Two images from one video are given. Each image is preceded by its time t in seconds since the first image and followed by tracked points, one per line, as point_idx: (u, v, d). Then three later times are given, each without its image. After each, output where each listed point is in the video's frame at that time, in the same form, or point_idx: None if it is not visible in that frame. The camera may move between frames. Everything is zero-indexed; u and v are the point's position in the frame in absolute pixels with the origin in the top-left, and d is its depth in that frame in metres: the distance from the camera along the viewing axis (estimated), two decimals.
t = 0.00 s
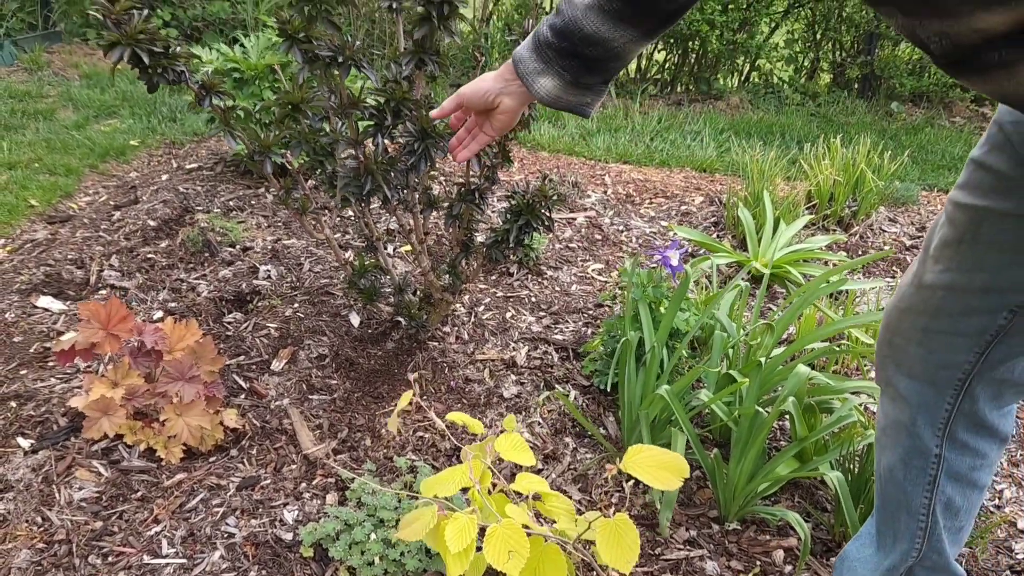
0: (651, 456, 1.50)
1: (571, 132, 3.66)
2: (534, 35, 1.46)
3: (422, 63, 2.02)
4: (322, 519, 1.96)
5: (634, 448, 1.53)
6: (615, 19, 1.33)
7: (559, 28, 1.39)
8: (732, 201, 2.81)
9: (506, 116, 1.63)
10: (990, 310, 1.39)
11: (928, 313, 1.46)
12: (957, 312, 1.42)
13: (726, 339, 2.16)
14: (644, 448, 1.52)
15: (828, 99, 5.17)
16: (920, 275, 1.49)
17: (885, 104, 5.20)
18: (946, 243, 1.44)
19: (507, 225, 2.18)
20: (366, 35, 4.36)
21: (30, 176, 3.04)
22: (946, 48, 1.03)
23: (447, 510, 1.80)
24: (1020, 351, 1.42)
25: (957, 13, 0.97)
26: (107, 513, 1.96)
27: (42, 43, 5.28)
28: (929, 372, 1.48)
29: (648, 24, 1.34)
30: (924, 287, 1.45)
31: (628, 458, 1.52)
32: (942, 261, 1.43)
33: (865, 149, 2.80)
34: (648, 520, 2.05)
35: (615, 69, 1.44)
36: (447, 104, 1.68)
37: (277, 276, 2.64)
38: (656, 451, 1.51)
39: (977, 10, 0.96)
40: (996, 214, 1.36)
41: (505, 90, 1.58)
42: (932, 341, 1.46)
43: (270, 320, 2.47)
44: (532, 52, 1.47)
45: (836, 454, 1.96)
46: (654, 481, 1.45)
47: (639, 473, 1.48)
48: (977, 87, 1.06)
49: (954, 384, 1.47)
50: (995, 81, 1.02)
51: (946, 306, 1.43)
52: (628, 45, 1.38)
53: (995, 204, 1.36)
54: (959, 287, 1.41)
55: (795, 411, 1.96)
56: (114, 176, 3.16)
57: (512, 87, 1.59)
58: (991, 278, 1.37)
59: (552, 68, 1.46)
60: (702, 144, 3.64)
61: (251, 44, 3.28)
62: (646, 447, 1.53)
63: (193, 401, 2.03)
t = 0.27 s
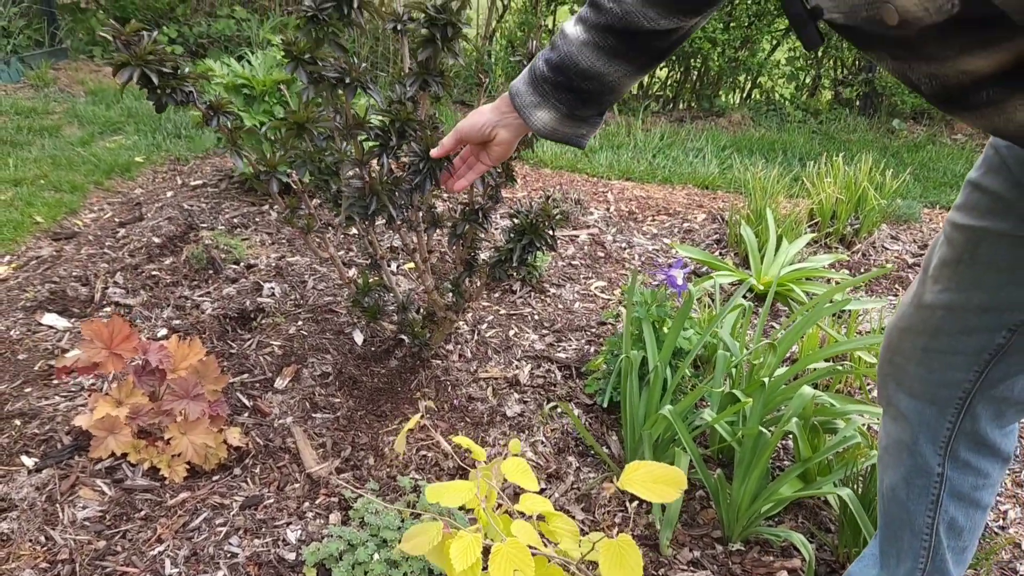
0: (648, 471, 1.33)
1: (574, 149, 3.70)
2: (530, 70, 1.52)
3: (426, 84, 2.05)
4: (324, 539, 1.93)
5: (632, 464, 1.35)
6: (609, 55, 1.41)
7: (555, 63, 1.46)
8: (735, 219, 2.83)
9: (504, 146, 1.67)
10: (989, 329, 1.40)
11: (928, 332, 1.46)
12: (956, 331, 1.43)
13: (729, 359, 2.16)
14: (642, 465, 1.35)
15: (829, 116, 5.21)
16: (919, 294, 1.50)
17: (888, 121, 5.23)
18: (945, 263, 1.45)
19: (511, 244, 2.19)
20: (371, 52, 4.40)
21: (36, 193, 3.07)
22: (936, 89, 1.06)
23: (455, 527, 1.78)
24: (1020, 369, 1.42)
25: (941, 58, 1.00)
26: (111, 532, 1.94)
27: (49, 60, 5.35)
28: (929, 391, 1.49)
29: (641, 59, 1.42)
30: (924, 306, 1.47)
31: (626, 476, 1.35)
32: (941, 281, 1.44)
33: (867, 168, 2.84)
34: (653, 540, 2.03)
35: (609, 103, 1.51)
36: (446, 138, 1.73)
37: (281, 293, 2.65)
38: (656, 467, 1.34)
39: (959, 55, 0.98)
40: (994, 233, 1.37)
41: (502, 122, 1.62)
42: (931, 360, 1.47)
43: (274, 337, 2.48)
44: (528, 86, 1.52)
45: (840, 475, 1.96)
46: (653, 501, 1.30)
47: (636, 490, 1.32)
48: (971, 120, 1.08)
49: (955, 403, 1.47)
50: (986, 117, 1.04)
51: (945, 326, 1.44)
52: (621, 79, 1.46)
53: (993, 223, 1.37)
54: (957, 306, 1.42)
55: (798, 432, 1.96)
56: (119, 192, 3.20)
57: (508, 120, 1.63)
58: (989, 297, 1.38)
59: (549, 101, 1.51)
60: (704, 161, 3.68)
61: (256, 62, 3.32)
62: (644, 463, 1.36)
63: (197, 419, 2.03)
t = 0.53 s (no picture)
0: (653, 497, 1.29)
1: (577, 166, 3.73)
2: (538, 101, 1.63)
3: (432, 104, 2.05)
4: (326, 559, 1.92)
5: (637, 488, 1.33)
6: (616, 85, 1.51)
7: (562, 94, 1.57)
8: (737, 236, 2.84)
9: (510, 173, 1.82)
10: (990, 349, 1.40)
11: (930, 352, 1.47)
12: (959, 352, 1.43)
13: (732, 378, 2.16)
14: (648, 490, 1.32)
15: (832, 133, 5.25)
16: (922, 315, 1.51)
17: (889, 137, 5.26)
18: (948, 283, 1.46)
19: (514, 263, 2.19)
20: (376, 70, 4.45)
21: (41, 210, 3.12)
22: (939, 120, 1.08)
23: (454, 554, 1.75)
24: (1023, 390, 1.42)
25: (941, 92, 1.01)
26: (114, 551, 1.93)
27: (57, 77, 5.43)
28: (933, 412, 1.49)
29: (647, 88, 1.52)
30: (927, 327, 1.47)
31: (631, 499, 1.32)
32: (944, 302, 1.45)
33: (869, 186, 2.87)
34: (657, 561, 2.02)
35: (615, 132, 1.62)
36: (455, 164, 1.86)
37: (284, 310, 2.66)
38: (662, 493, 1.31)
39: (959, 89, 0.99)
40: (996, 254, 1.38)
41: (508, 151, 1.76)
42: (934, 380, 1.47)
43: (277, 355, 2.48)
44: (536, 116, 1.64)
45: (844, 495, 1.95)
46: (657, 527, 1.27)
47: (640, 513, 1.29)
48: (972, 148, 1.09)
49: (958, 424, 1.47)
50: (989, 146, 1.06)
51: (948, 346, 1.44)
52: (628, 108, 1.55)
53: (996, 245, 1.38)
54: (959, 326, 1.42)
55: (801, 451, 1.96)
56: (124, 209, 3.25)
57: (513, 149, 1.77)
58: (991, 318, 1.38)
59: (556, 131, 1.62)
60: (706, 177, 3.73)
61: (261, 80, 3.36)
62: (650, 488, 1.33)
63: (204, 436, 2.04)
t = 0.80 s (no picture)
0: (659, 521, 1.20)
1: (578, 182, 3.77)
2: (550, 129, 1.74)
3: (438, 125, 2.07)
4: None
5: (645, 508, 1.23)
6: (628, 113, 1.63)
7: (575, 122, 1.68)
8: (739, 253, 2.86)
9: (520, 197, 1.92)
10: (996, 371, 1.41)
11: (936, 373, 1.48)
12: (965, 373, 1.44)
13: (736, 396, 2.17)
14: (657, 511, 1.23)
15: (833, 148, 5.28)
16: (929, 336, 1.52)
17: (890, 153, 5.28)
18: (954, 305, 1.47)
19: (517, 281, 2.21)
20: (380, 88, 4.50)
21: (46, 224, 3.20)
22: (948, 150, 1.09)
23: None
24: None
25: (951, 125, 1.03)
26: (117, 569, 1.91)
27: (60, 92, 5.47)
28: (939, 432, 1.50)
29: (656, 117, 1.64)
30: (933, 348, 1.49)
31: (639, 521, 1.23)
32: (951, 323, 1.46)
33: (869, 202, 2.89)
34: None
35: (625, 158, 1.73)
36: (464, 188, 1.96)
37: (287, 327, 2.67)
38: (670, 516, 1.21)
39: (971, 121, 1.01)
40: (1000, 277, 1.39)
41: (518, 177, 1.87)
42: (941, 401, 1.48)
43: (280, 372, 2.48)
44: (547, 143, 1.74)
45: (847, 515, 1.96)
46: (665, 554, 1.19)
47: (648, 537, 1.21)
48: (980, 178, 1.11)
49: (965, 444, 1.48)
50: (995, 174, 1.07)
51: (954, 366, 1.45)
52: (638, 135, 1.67)
53: (1001, 268, 1.39)
54: (964, 347, 1.43)
55: (805, 471, 1.96)
56: (127, 224, 3.31)
57: (523, 174, 1.88)
58: (997, 340, 1.40)
59: (568, 157, 1.72)
60: (707, 193, 3.77)
61: (265, 96, 3.40)
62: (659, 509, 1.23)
63: (211, 452, 2.04)
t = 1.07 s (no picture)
0: (661, 539, 1.29)
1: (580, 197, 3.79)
2: (555, 146, 1.73)
3: (438, 141, 2.08)
4: None
5: (646, 528, 1.31)
6: (634, 130, 1.63)
7: (581, 139, 1.68)
8: (740, 268, 2.88)
9: (524, 214, 1.95)
10: (999, 389, 1.42)
11: (941, 391, 1.48)
12: (969, 391, 1.44)
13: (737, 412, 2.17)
14: (656, 530, 1.30)
15: (833, 163, 5.31)
16: (932, 353, 1.52)
17: (890, 168, 5.32)
18: (957, 322, 1.47)
19: (519, 297, 2.21)
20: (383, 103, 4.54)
21: (49, 237, 3.22)
22: (954, 169, 1.09)
23: None
24: None
25: (957, 145, 1.03)
26: None
27: (63, 105, 5.50)
28: (943, 450, 1.50)
29: (663, 134, 1.65)
30: (936, 365, 1.48)
31: (640, 540, 1.31)
32: (954, 340, 1.46)
33: (870, 218, 2.91)
34: None
35: (632, 175, 1.73)
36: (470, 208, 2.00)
37: (289, 341, 2.67)
38: (670, 534, 1.29)
39: (976, 142, 1.01)
40: (1003, 294, 1.39)
41: (523, 194, 1.90)
42: (944, 418, 1.48)
43: (281, 386, 2.48)
44: (553, 160, 1.73)
45: (850, 532, 1.96)
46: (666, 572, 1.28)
47: (651, 556, 1.30)
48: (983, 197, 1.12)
49: (968, 462, 1.48)
50: (998, 193, 1.08)
51: (957, 384, 1.45)
52: (644, 152, 1.67)
53: (1003, 285, 1.39)
54: (968, 366, 1.44)
55: (808, 487, 1.96)
56: (129, 236, 3.33)
57: (528, 192, 1.91)
58: (1000, 357, 1.40)
59: (574, 174, 1.72)
60: (708, 208, 3.80)
61: (267, 110, 3.43)
62: (657, 528, 1.31)
63: (213, 467, 2.02)
